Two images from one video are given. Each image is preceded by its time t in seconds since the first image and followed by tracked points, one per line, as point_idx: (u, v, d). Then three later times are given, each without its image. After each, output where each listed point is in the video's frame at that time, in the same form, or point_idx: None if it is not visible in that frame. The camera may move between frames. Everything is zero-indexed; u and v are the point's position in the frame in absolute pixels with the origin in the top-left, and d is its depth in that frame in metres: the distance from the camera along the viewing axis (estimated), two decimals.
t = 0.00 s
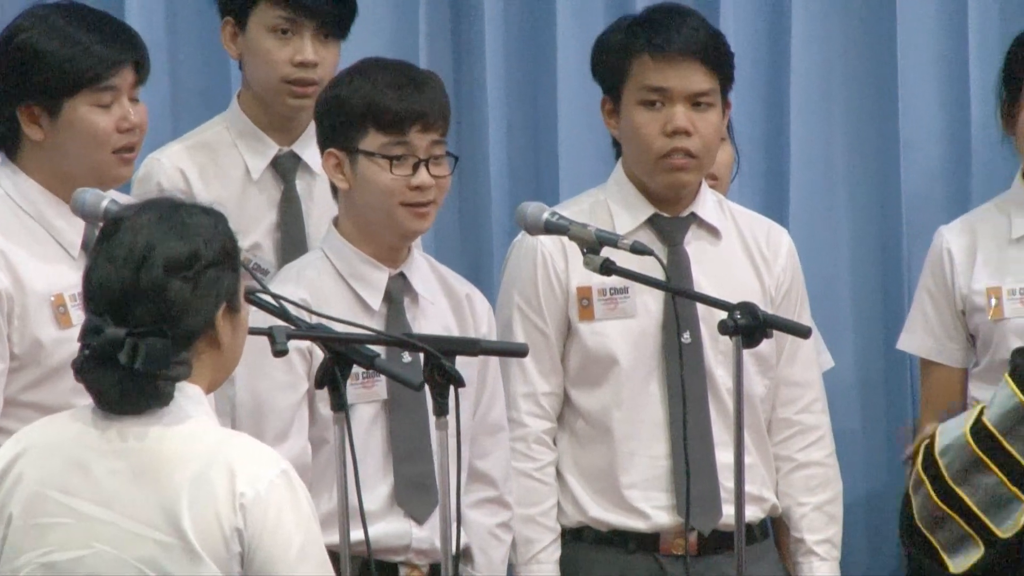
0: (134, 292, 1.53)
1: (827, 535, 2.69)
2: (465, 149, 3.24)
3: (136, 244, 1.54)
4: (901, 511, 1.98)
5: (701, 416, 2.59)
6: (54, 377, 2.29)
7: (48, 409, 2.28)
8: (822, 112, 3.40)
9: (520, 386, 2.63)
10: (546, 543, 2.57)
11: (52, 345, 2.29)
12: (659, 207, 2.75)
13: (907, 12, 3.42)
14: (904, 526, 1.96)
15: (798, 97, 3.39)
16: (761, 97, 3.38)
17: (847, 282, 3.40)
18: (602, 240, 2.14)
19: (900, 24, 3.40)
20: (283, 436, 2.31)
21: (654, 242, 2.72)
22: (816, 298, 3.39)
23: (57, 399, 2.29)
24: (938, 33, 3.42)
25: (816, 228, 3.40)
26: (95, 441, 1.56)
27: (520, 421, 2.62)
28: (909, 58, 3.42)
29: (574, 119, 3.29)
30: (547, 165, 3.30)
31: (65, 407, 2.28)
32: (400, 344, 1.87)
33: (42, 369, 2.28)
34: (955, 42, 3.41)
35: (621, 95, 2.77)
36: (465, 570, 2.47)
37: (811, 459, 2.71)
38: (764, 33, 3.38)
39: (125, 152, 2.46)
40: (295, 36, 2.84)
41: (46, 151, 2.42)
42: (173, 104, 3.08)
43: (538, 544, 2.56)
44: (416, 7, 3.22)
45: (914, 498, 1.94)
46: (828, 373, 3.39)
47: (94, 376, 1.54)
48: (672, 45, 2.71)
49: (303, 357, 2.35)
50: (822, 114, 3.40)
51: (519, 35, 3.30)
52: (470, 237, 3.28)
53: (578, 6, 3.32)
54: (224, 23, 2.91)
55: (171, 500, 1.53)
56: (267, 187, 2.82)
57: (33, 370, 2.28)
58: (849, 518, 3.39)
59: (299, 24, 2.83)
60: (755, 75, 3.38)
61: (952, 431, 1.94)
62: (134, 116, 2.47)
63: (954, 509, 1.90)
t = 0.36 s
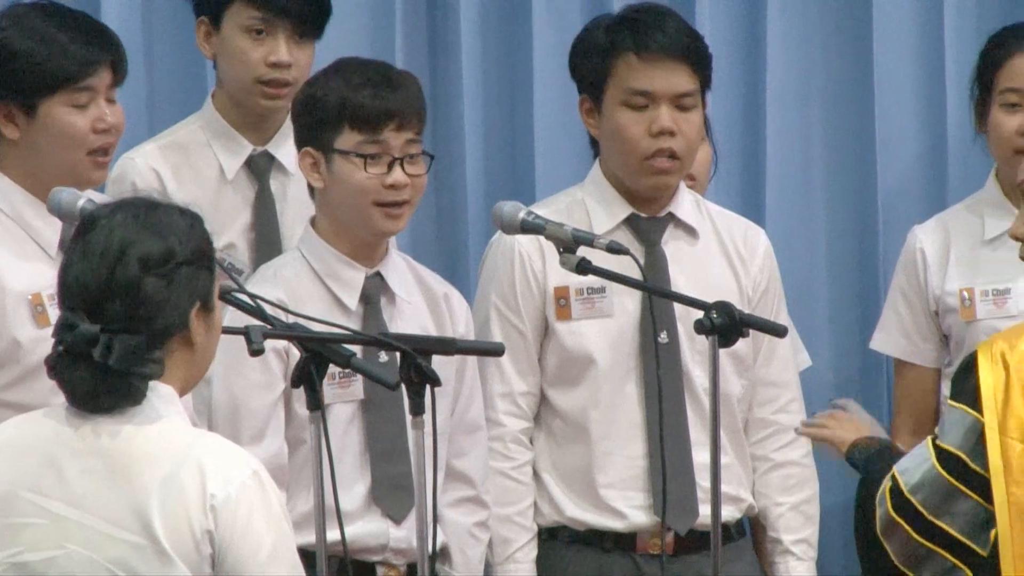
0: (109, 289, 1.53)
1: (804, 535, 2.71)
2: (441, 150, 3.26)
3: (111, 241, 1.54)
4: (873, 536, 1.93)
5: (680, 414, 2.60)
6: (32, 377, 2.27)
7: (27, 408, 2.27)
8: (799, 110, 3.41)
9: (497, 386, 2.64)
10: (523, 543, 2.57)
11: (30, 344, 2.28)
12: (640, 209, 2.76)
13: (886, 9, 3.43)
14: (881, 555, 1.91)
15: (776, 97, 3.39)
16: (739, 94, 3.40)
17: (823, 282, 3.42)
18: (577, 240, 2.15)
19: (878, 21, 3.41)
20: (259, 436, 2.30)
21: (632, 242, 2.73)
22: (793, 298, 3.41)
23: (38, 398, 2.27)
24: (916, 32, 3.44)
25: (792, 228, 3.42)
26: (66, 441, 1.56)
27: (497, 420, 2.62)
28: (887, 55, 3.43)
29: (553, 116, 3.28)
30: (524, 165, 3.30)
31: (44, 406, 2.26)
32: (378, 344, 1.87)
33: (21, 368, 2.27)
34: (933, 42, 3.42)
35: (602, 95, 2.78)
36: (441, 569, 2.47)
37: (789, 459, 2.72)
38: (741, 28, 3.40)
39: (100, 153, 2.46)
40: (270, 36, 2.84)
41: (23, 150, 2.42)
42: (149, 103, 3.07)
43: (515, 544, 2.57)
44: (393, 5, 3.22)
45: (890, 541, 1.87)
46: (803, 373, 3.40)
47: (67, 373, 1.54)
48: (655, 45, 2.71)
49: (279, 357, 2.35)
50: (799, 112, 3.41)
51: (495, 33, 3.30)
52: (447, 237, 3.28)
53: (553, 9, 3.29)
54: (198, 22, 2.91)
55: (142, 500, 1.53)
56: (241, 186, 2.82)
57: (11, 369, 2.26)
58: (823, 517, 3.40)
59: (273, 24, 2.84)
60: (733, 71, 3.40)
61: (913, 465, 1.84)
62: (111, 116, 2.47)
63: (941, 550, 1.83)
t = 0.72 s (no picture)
0: (86, 291, 1.52)
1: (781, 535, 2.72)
2: (417, 150, 3.26)
3: (88, 242, 1.54)
4: (870, 532, 1.97)
5: (654, 416, 2.61)
6: (8, 376, 2.26)
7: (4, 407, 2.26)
8: (776, 109, 3.43)
9: (474, 386, 2.64)
10: (500, 542, 2.57)
11: (7, 343, 2.27)
12: (617, 208, 2.76)
13: (862, 9, 3.45)
14: (881, 551, 1.96)
15: (752, 97, 3.41)
16: (715, 94, 3.41)
17: (801, 283, 3.43)
18: (555, 240, 2.16)
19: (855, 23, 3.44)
20: (234, 435, 2.30)
21: (610, 242, 2.73)
22: (769, 298, 3.42)
23: (14, 397, 2.26)
24: (892, 31, 3.46)
25: (769, 227, 3.43)
26: (43, 440, 1.56)
27: (474, 420, 2.63)
28: (863, 55, 3.45)
29: (528, 114, 3.29)
30: (501, 166, 3.30)
31: (20, 405, 2.25)
32: (355, 343, 1.88)
33: None
34: (909, 42, 3.45)
35: (577, 95, 2.78)
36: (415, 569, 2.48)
37: (766, 459, 2.73)
38: (718, 27, 3.42)
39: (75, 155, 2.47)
40: (245, 36, 2.84)
41: None
42: (125, 102, 3.06)
43: (492, 544, 2.57)
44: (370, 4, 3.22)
45: (895, 530, 1.96)
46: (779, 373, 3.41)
47: (45, 374, 1.54)
48: (630, 46, 2.72)
49: (253, 356, 2.35)
50: (776, 111, 3.43)
51: (472, 32, 3.30)
52: (423, 237, 3.28)
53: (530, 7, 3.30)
54: (173, 22, 2.90)
55: (121, 500, 1.53)
56: (216, 186, 2.81)
57: None
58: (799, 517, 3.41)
59: (248, 24, 2.84)
60: (711, 69, 3.42)
61: (924, 454, 1.95)
62: (87, 117, 2.48)
63: (947, 537, 1.95)
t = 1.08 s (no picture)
0: (58, 291, 1.52)
1: (751, 535, 2.72)
2: (387, 148, 3.26)
3: (58, 243, 1.53)
4: (831, 464, 1.92)
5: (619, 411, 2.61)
6: None
7: None
8: (745, 108, 3.44)
9: (444, 386, 2.64)
10: (471, 543, 2.57)
11: None
12: (586, 208, 2.77)
13: (831, 9, 3.47)
14: (834, 485, 1.92)
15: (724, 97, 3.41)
16: (685, 93, 3.42)
17: (771, 283, 3.44)
18: (525, 239, 2.16)
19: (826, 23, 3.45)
20: (199, 434, 2.30)
21: (580, 242, 2.74)
22: (740, 298, 3.43)
23: None
24: (860, 31, 3.48)
25: (739, 226, 3.44)
26: (15, 440, 1.55)
27: (443, 420, 2.63)
28: (831, 55, 3.47)
29: (499, 112, 3.29)
30: (471, 166, 3.30)
31: None
32: (324, 342, 1.87)
33: None
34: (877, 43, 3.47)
35: (545, 95, 2.79)
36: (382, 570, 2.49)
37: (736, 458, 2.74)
38: (688, 26, 3.43)
39: (45, 154, 2.51)
40: (214, 35, 2.84)
41: None
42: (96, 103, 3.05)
43: (462, 544, 2.57)
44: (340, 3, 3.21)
45: (853, 471, 1.92)
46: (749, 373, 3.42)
47: (17, 375, 1.53)
48: (599, 47, 2.73)
49: (217, 356, 2.35)
50: (746, 110, 3.44)
51: (442, 32, 3.30)
52: (393, 237, 3.28)
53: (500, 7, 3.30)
54: (141, 22, 2.89)
55: (96, 499, 1.53)
56: (184, 187, 2.80)
57: None
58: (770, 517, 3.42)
59: (217, 24, 2.84)
60: (680, 69, 3.42)
61: (915, 411, 1.92)
62: (56, 117, 2.52)
63: (893, 495, 1.94)
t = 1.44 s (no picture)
0: (43, 286, 1.51)
1: (724, 535, 2.73)
2: (361, 150, 3.25)
3: (41, 240, 1.53)
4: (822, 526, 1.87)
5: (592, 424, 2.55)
6: None
7: None
8: (719, 109, 3.44)
9: (417, 386, 2.64)
10: (444, 542, 2.57)
11: None
12: (560, 209, 2.76)
13: (805, 10, 3.48)
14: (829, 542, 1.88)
15: (696, 97, 3.42)
16: (659, 93, 3.43)
17: (745, 282, 3.45)
18: (499, 239, 2.16)
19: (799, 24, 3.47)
20: (169, 434, 2.29)
21: (552, 241, 2.74)
22: (714, 298, 3.43)
23: None
24: (834, 32, 3.49)
25: (713, 226, 3.45)
26: None
27: (417, 420, 2.63)
28: (805, 56, 3.48)
29: (471, 111, 3.29)
30: (444, 165, 3.30)
31: None
32: (297, 342, 1.87)
33: None
34: (851, 43, 3.48)
35: (518, 95, 2.79)
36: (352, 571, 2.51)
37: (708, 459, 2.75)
38: (662, 27, 3.43)
39: (21, 154, 2.50)
40: (184, 36, 2.83)
41: None
42: (69, 102, 3.04)
43: (436, 544, 2.57)
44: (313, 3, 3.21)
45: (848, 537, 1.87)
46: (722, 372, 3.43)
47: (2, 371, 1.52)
48: (572, 49, 2.73)
49: (187, 356, 2.35)
50: (719, 111, 3.44)
51: (415, 32, 3.29)
52: (367, 237, 3.27)
53: (472, 7, 3.31)
54: (111, 21, 2.88)
55: (83, 499, 1.52)
56: (154, 187, 2.79)
57: None
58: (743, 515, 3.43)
59: (188, 24, 2.83)
60: (653, 69, 3.43)
61: (912, 485, 1.83)
62: (31, 119, 2.52)
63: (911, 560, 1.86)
